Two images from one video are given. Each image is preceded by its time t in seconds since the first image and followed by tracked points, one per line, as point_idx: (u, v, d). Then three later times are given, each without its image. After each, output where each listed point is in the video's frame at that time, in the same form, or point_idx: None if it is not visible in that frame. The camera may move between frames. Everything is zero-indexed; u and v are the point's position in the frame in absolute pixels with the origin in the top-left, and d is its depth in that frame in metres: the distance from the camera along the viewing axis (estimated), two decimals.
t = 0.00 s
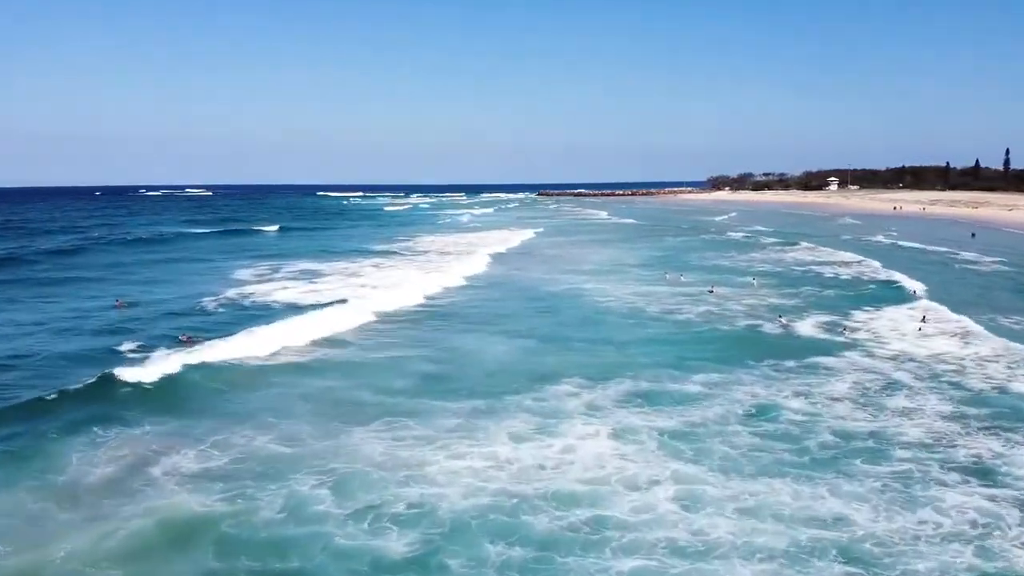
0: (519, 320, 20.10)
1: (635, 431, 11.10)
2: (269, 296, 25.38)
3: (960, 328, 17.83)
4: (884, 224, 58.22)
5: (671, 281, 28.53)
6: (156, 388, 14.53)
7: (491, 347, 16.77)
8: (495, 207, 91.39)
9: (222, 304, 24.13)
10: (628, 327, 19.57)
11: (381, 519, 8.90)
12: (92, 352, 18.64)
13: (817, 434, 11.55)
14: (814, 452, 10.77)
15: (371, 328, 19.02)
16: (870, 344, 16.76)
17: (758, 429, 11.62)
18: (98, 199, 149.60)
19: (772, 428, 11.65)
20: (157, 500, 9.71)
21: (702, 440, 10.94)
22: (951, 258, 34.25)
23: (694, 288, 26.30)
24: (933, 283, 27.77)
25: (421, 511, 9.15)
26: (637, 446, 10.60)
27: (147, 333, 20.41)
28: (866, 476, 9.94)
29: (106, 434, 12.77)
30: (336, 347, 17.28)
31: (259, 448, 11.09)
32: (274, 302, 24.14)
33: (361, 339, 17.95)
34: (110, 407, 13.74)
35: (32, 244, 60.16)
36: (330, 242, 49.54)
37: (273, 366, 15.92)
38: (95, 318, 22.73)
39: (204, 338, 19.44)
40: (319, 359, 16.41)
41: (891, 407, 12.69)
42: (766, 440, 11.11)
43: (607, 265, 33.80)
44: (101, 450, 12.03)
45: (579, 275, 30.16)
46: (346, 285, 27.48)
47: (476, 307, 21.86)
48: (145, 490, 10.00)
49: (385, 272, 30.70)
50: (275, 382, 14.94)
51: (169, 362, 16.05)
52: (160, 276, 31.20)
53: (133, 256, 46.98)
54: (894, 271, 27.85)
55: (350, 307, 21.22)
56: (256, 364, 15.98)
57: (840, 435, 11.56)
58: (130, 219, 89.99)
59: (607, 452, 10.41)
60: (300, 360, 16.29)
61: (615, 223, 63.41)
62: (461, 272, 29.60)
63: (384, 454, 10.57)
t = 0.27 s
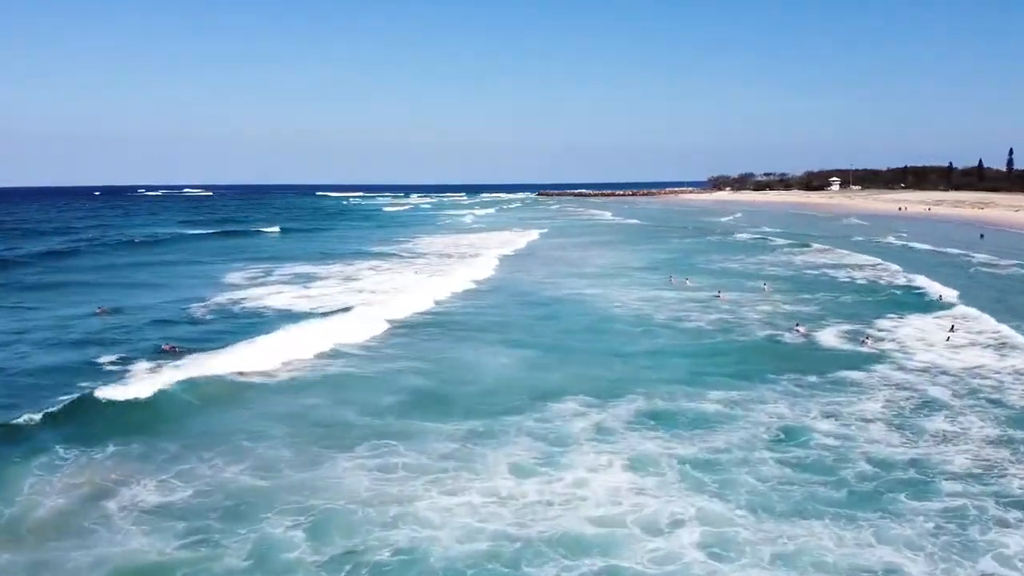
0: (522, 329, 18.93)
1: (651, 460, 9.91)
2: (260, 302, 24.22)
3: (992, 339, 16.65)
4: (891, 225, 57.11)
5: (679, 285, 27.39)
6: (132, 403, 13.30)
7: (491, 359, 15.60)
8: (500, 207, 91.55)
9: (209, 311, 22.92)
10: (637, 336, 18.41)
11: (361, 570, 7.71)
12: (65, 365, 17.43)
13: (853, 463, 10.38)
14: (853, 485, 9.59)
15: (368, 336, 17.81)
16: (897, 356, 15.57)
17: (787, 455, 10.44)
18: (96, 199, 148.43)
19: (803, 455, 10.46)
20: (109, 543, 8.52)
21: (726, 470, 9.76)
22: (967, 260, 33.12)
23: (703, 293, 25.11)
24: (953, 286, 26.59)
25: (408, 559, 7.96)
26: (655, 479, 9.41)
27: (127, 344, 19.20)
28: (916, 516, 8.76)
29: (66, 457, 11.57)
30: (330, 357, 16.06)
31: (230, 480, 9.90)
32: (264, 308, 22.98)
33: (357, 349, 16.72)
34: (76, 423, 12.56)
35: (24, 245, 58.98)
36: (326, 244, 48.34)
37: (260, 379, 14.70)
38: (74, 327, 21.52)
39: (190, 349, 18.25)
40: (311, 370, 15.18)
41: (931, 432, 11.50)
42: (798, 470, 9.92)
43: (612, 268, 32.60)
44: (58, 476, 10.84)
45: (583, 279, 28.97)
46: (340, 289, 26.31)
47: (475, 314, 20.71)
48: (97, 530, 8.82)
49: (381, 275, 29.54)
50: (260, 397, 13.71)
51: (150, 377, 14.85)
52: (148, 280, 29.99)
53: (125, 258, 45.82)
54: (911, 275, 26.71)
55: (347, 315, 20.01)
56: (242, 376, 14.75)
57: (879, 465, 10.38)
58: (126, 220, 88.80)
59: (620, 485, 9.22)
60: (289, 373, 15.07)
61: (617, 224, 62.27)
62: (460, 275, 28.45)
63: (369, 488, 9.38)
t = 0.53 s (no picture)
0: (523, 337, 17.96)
1: (668, 492, 8.94)
2: (252, 307, 23.26)
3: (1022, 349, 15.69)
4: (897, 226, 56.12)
5: (686, 289, 26.42)
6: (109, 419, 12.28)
7: (491, 370, 14.64)
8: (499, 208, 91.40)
9: (196, 317, 21.91)
10: (646, 345, 17.44)
11: None
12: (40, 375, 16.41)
13: (890, 494, 9.41)
14: (894, 520, 8.63)
15: (366, 346, 16.78)
16: (923, 368, 14.60)
17: (818, 484, 9.48)
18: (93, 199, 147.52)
19: (834, 482, 9.51)
20: None
21: (752, 502, 8.79)
22: (981, 263, 32.14)
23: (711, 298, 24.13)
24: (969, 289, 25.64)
25: None
26: (674, 514, 8.45)
27: (107, 352, 18.18)
28: (968, 559, 7.79)
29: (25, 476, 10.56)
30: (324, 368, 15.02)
31: (201, 513, 8.91)
32: (255, 314, 22.00)
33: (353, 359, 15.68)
34: (49, 439, 11.58)
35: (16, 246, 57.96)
36: (323, 245, 47.35)
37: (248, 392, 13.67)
38: (54, 334, 20.50)
39: (177, 357, 17.24)
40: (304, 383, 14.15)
41: (970, 457, 10.55)
42: (831, 503, 8.95)
43: (615, 271, 31.64)
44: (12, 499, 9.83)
45: (585, 283, 27.98)
46: (335, 294, 25.34)
47: (475, 321, 19.74)
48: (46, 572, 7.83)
49: (377, 279, 28.54)
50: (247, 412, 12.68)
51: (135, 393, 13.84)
52: (136, 283, 28.97)
53: (117, 260, 44.82)
54: (927, 280, 25.75)
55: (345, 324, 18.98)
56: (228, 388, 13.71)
57: (918, 495, 9.42)
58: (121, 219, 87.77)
59: (635, 523, 8.25)
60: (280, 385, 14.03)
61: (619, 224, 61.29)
62: (460, 279, 27.48)
63: (354, 525, 8.40)
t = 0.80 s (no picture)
0: (525, 347, 16.87)
1: (692, 539, 7.85)
2: (240, 313, 22.16)
3: None
4: (904, 228, 55.03)
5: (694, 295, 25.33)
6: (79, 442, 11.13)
7: (492, 387, 13.55)
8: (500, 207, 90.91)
9: (179, 323, 20.77)
10: (656, 358, 16.35)
11: None
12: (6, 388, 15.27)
13: (942, 534, 8.31)
14: (952, 569, 7.53)
15: (361, 356, 15.64)
16: (959, 384, 13.48)
17: (860, 524, 8.38)
18: (91, 199, 146.44)
19: (880, 522, 8.42)
20: None
21: (787, 550, 7.70)
22: (999, 265, 31.05)
23: (721, 305, 22.99)
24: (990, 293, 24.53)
25: None
26: (704, 566, 7.37)
27: (80, 363, 17.04)
28: None
29: None
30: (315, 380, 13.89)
31: (159, 560, 7.81)
32: (243, 321, 20.86)
33: (347, 371, 14.54)
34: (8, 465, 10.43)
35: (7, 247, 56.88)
36: (319, 247, 46.24)
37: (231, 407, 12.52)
38: (28, 341, 19.37)
39: (156, 368, 16.09)
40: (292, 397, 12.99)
41: None
42: (877, 547, 7.86)
43: (619, 275, 30.52)
44: None
45: (589, 287, 26.87)
46: (328, 299, 24.24)
47: (474, 329, 18.65)
48: None
49: (372, 283, 27.45)
50: (226, 430, 11.53)
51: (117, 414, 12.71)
52: (121, 286, 27.84)
53: (108, 262, 43.71)
54: (945, 285, 24.68)
55: (340, 334, 17.85)
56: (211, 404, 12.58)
57: (973, 536, 8.33)
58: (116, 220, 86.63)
59: None
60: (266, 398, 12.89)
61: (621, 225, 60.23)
62: (458, 283, 26.40)
63: None
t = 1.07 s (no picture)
0: (526, 359, 15.82)
1: None
2: (227, 320, 21.11)
3: None
4: (912, 229, 53.95)
5: (702, 301, 24.29)
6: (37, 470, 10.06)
7: (492, 404, 12.49)
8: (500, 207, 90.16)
9: (163, 331, 19.72)
10: (667, 371, 15.30)
11: None
12: None
13: None
14: None
15: (354, 369, 14.57)
16: (997, 403, 12.45)
17: None
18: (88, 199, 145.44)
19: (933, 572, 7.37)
20: None
21: None
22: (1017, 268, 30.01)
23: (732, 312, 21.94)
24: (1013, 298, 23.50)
25: None
26: None
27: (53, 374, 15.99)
28: None
29: None
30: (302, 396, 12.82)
31: None
32: (230, 329, 19.81)
33: (339, 386, 13.47)
34: None
35: None
36: (316, 248, 45.22)
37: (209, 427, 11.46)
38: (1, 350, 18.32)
39: (132, 382, 15.03)
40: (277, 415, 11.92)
41: None
42: None
43: (624, 278, 29.48)
44: None
45: (594, 292, 25.83)
46: (321, 305, 23.19)
47: (472, 338, 17.58)
48: None
49: (367, 287, 26.40)
50: (201, 454, 10.46)
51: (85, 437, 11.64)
52: (107, 290, 26.79)
53: (99, 264, 42.69)
54: (965, 291, 23.63)
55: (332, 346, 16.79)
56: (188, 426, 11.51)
57: None
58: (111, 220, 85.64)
59: None
60: (247, 417, 11.82)
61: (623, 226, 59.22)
62: (457, 288, 25.35)
63: None
